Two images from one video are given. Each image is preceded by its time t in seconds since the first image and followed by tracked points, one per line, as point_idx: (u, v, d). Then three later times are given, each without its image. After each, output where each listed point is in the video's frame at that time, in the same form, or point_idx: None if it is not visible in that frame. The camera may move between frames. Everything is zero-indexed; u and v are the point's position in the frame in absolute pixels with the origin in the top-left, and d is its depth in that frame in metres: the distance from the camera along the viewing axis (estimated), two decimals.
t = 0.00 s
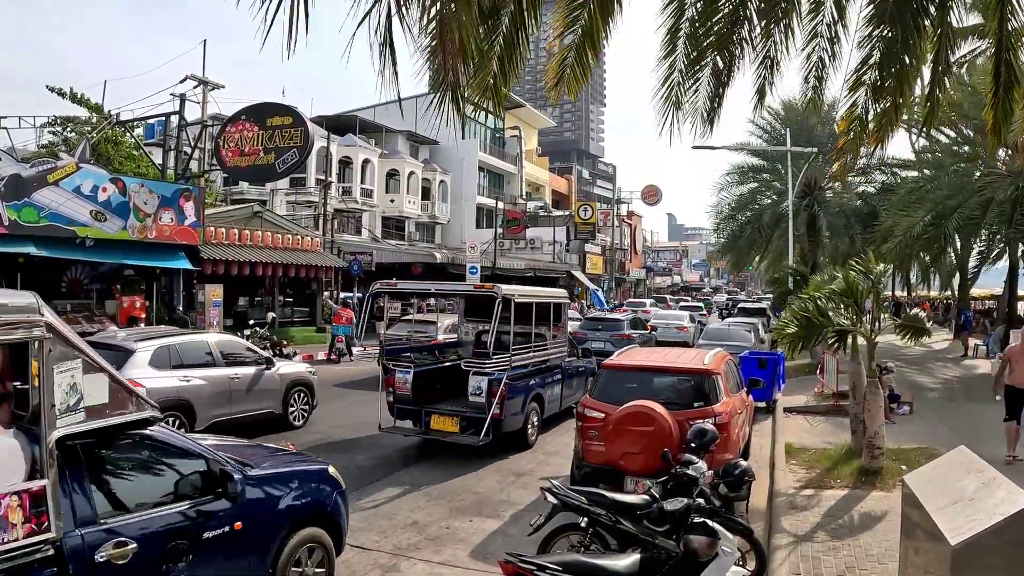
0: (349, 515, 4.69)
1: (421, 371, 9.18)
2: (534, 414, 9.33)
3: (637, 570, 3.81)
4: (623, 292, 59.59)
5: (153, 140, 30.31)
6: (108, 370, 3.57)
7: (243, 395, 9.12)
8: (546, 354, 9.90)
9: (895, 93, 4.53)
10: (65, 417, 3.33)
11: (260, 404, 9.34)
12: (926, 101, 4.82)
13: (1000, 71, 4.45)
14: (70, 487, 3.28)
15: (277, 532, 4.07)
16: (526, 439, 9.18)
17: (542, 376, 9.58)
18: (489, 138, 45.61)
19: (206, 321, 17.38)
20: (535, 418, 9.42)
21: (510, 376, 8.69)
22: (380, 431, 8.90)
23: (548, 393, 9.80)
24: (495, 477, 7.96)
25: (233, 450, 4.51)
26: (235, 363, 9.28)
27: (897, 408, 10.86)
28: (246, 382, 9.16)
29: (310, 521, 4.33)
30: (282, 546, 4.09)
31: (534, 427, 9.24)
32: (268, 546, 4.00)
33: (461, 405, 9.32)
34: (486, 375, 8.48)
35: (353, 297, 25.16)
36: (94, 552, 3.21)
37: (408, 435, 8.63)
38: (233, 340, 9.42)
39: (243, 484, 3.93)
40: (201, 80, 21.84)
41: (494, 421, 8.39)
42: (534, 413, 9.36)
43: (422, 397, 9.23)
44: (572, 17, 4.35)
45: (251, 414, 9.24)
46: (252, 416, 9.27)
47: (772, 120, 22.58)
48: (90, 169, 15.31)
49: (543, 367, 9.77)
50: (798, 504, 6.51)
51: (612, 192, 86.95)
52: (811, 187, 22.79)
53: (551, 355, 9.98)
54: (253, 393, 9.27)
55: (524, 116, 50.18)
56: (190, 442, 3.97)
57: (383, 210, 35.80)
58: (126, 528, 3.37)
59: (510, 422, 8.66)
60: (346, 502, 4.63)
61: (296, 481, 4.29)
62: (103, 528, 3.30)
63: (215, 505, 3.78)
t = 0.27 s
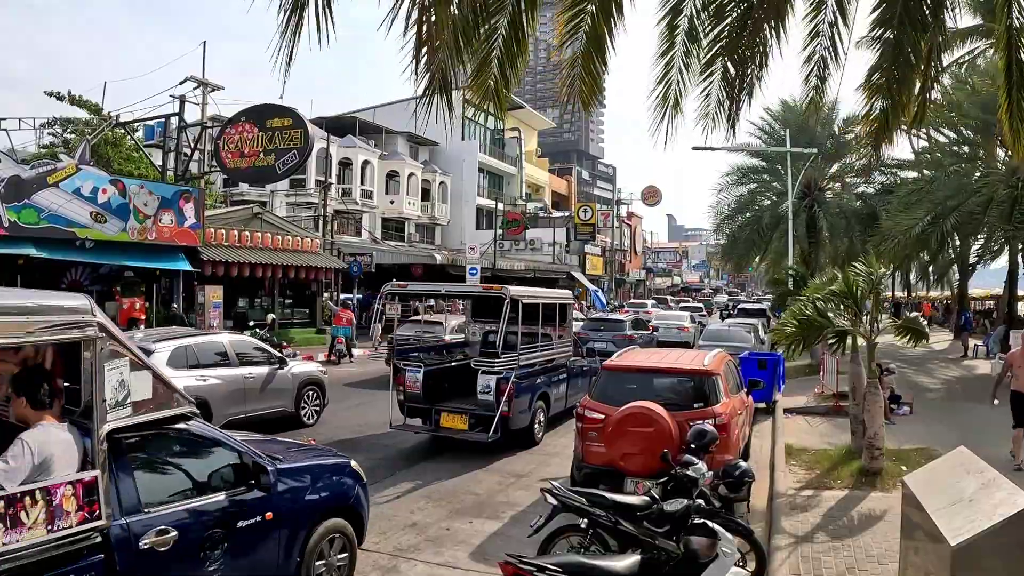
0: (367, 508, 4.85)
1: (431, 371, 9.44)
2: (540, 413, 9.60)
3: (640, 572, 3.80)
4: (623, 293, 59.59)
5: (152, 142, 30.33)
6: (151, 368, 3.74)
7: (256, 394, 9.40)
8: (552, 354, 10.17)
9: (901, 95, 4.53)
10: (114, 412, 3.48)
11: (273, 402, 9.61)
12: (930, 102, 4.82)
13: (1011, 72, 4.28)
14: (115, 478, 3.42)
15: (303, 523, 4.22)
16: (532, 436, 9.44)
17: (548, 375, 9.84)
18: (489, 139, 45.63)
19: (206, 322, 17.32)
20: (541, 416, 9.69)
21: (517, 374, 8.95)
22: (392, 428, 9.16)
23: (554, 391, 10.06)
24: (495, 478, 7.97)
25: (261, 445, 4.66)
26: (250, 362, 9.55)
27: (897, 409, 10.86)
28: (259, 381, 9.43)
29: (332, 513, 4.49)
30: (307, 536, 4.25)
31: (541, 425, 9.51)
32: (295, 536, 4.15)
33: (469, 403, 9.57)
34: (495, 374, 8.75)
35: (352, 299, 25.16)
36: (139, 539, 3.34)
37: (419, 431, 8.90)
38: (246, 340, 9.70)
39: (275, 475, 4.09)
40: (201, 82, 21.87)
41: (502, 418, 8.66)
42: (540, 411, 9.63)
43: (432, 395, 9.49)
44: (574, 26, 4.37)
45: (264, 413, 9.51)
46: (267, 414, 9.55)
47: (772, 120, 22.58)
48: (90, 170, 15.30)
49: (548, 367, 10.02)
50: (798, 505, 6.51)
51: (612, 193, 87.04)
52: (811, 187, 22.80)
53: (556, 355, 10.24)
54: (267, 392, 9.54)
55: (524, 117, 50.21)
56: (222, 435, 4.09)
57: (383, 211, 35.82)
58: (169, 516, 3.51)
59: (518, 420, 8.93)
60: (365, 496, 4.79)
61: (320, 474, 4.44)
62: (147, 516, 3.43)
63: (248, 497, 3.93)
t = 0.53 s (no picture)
0: (386, 501, 4.96)
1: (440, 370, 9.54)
2: (547, 410, 9.74)
3: (641, 573, 3.81)
4: (623, 294, 59.57)
5: (152, 143, 30.37)
6: (189, 366, 3.89)
7: (272, 391, 9.56)
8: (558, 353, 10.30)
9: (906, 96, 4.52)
10: (156, 405, 3.65)
11: (287, 400, 9.77)
12: (933, 103, 4.82)
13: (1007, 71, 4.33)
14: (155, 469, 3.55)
15: (328, 514, 4.32)
16: (539, 433, 9.60)
17: (554, 374, 9.97)
18: (488, 140, 45.63)
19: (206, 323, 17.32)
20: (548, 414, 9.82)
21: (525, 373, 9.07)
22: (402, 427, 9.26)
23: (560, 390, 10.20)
24: (495, 478, 7.97)
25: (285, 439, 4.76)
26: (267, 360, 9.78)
27: (897, 409, 10.87)
28: (275, 379, 9.60)
29: (354, 505, 4.60)
30: (330, 526, 4.36)
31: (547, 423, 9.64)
32: (319, 526, 4.26)
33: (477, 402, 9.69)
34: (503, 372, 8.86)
35: (352, 299, 25.15)
36: (175, 528, 3.47)
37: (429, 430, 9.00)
38: (263, 339, 9.86)
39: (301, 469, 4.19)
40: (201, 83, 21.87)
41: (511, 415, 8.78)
42: (547, 409, 9.77)
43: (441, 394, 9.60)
44: (567, 15, 4.34)
45: (279, 410, 9.67)
46: (282, 412, 9.78)
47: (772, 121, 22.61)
48: (90, 171, 15.31)
49: (554, 365, 10.15)
50: (798, 505, 6.51)
51: (612, 194, 87.07)
52: (811, 188, 22.81)
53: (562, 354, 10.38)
54: (282, 390, 9.71)
55: (523, 118, 50.25)
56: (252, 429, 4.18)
57: (382, 212, 35.83)
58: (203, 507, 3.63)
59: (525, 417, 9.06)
60: (385, 489, 4.90)
61: (342, 468, 4.54)
62: (183, 506, 3.55)
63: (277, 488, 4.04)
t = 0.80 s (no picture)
0: (403, 492, 5.29)
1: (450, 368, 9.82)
2: (553, 407, 9.99)
3: (641, 573, 3.82)
4: (623, 294, 59.53)
5: (152, 143, 30.36)
6: (224, 363, 4.17)
7: (287, 389, 9.93)
8: (565, 351, 10.52)
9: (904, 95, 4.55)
10: (195, 399, 3.94)
11: (302, 398, 10.13)
12: (930, 101, 4.86)
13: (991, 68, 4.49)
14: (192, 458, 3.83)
15: (348, 505, 4.63)
16: (546, 429, 9.84)
17: (560, 371, 10.21)
18: (489, 140, 45.64)
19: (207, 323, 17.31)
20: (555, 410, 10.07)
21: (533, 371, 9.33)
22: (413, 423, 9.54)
23: (566, 387, 10.44)
24: (496, 479, 7.98)
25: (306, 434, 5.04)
26: (282, 359, 10.12)
27: (897, 409, 10.87)
28: (291, 377, 9.97)
29: (373, 496, 4.93)
30: (351, 517, 4.68)
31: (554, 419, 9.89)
32: (341, 517, 4.57)
33: (486, 399, 9.95)
34: (511, 370, 9.12)
35: (352, 300, 25.16)
36: (211, 515, 3.71)
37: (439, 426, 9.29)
38: (278, 338, 10.23)
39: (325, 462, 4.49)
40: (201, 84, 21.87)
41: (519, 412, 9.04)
42: (553, 406, 10.01)
43: (451, 392, 9.89)
44: (564, 13, 4.30)
45: (294, 407, 10.03)
46: (297, 409, 10.10)
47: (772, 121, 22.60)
48: (90, 172, 15.32)
49: (561, 363, 10.38)
50: (799, 506, 6.51)
51: (612, 194, 87.05)
52: (811, 188, 22.79)
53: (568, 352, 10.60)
54: (297, 388, 10.07)
55: (523, 118, 50.26)
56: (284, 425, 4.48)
57: (383, 212, 35.81)
58: (237, 495, 3.90)
59: (533, 413, 9.31)
60: (402, 481, 5.23)
61: (361, 462, 4.85)
62: (218, 494, 3.81)
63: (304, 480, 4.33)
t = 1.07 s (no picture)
0: (416, 485, 5.47)
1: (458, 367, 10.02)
2: (559, 405, 10.23)
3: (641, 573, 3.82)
4: (623, 294, 59.56)
5: (152, 143, 30.40)
6: (254, 360, 4.14)
7: (302, 386, 10.26)
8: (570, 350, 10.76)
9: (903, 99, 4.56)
10: (224, 395, 3.87)
11: (316, 394, 10.45)
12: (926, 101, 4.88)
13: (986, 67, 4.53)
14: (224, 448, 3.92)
15: (365, 497, 4.81)
16: (551, 426, 10.10)
17: (565, 370, 10.45)
18: (489, 140, 45.68)
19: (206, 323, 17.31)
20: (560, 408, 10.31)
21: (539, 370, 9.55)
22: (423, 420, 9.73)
23: (571, 385, 10.69)
24: (496, 479, 7.98)
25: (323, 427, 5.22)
26: (296, 357, 10.47)
27: (896, 409, 10.89)
28: (305, 374, 10.31)
29: (388, 489, 5.11)
30: (368, 509, 4.87)
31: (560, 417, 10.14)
32: (359, 508, 4.75)
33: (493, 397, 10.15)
34: (518, 369, 9.33)
35: (352, 300, 25.18)
36: (240, 505, 3.78)
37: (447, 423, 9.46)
38: (292, 338, 10.58)
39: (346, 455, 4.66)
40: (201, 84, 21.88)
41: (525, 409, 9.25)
42: (559, 404, 10.26)
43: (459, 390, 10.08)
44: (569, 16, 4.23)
45: (309, 404, 10.35)
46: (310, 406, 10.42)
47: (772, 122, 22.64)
48: (90, 172, 15.33)
49: (566, 362, 10.62)
50: (799, 506, 6.51)
51: (612, 194, 87.12)
52: (810, 188, 22.82)
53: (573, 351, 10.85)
54: (311, 385, 10.40)
55: (523, 118, 50.33)
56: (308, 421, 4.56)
57: (383, 212, 35.84)
58: (263, 487, 4.00)
59: (539, 411, 9.53)
60: (416, 474, 5.42)
61: (378, 456, 5.03)
62: (247, 485, 3.90)
63: (325, 473, 4.46)
